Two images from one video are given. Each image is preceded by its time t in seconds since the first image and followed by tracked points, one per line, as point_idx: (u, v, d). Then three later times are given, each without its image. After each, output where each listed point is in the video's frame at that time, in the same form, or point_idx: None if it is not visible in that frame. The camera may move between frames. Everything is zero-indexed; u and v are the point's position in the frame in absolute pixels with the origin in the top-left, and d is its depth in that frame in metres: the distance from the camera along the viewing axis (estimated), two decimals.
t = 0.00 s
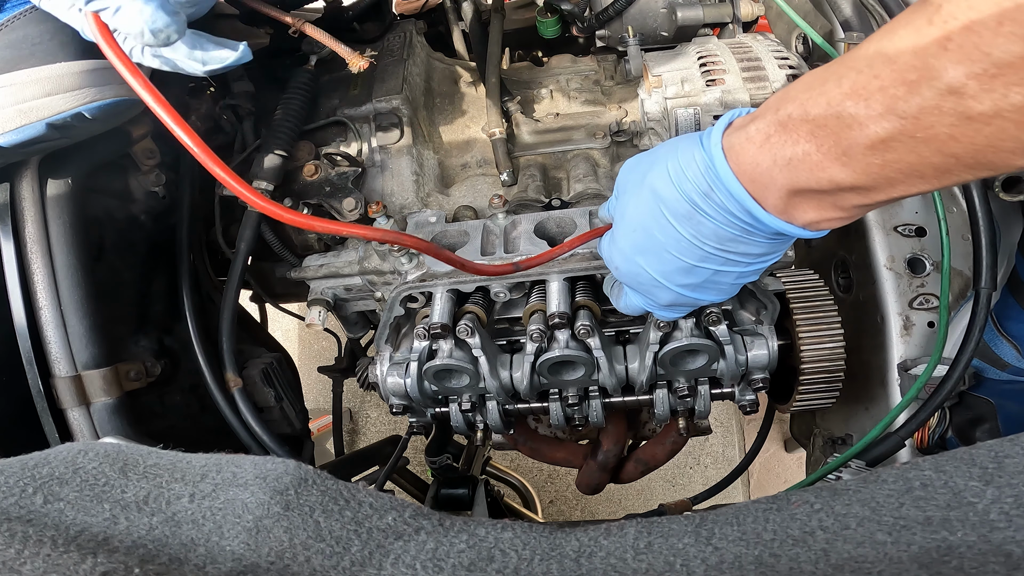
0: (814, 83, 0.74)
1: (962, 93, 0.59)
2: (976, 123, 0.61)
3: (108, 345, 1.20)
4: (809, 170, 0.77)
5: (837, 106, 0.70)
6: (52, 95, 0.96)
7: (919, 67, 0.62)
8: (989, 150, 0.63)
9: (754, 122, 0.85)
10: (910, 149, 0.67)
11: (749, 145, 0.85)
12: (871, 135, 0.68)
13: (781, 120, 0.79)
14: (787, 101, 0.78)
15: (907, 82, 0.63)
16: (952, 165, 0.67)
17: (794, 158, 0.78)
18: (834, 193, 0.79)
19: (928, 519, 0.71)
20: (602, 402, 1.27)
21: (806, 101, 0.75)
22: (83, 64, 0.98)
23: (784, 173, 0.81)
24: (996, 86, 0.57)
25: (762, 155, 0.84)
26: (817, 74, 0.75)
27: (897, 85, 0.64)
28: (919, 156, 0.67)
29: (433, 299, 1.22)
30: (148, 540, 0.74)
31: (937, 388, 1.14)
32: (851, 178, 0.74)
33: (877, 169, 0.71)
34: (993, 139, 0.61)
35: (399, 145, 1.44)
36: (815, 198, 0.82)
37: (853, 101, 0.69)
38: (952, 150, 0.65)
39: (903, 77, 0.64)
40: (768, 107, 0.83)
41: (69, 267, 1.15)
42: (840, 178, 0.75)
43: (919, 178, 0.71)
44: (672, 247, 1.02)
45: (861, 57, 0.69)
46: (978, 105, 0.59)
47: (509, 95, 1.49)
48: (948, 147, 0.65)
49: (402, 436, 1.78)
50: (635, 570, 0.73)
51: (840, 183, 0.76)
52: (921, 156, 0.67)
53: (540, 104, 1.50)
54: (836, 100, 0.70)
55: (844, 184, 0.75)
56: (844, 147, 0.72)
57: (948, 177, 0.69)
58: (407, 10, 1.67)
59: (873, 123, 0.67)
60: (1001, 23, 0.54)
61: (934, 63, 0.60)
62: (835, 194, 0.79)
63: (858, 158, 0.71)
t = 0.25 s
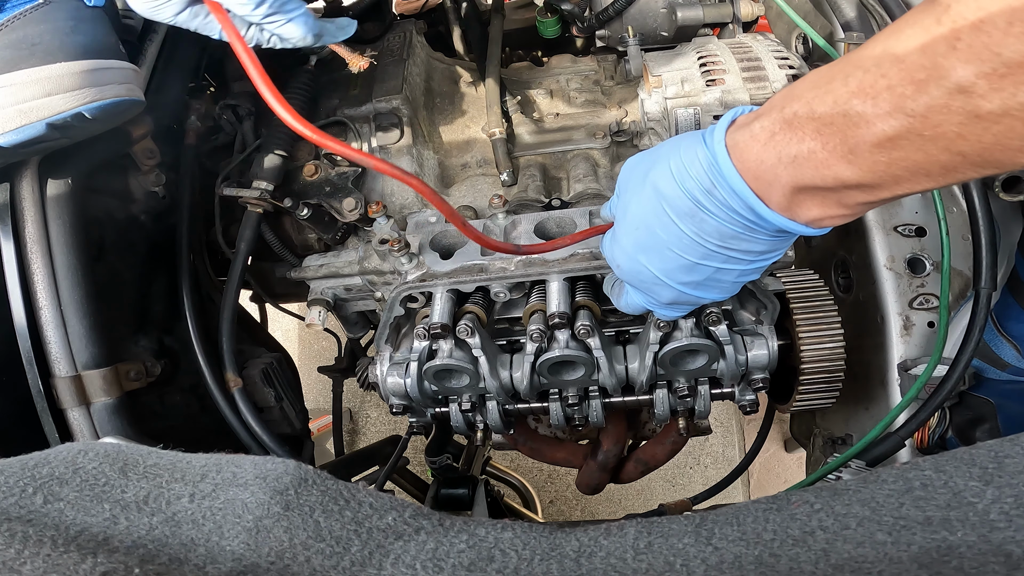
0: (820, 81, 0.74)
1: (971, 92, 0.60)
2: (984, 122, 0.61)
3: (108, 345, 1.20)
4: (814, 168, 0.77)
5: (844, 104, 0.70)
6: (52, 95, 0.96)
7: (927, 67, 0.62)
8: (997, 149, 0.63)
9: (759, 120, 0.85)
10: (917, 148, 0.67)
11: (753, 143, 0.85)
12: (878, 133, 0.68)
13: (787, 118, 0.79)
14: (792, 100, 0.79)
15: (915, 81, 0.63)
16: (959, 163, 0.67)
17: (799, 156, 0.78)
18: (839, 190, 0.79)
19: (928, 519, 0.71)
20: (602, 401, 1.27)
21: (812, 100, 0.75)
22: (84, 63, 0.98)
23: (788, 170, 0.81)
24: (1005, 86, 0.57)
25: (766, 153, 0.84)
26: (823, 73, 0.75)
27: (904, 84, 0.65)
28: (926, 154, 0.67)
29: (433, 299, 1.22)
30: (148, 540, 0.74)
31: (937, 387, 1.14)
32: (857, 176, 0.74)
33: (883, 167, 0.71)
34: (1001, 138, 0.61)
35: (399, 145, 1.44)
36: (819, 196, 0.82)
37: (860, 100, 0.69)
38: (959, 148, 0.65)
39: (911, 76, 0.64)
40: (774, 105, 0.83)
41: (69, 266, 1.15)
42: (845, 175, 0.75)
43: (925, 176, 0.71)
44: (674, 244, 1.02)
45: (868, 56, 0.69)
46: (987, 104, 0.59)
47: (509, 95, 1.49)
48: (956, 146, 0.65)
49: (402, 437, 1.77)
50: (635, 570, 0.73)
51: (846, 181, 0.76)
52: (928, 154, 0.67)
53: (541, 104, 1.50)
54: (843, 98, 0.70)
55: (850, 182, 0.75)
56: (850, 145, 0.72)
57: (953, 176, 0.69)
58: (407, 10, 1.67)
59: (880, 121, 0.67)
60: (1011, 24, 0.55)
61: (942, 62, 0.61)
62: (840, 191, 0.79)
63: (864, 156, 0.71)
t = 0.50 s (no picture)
0: (818, 77, 0.74)
1: (966, 88, 0.60)
2: (978, 118, 0.61)
3: (108, 345, 1.20)
4: (812, 163, 0.77)
5: (841, 101, 0.70)
6: (51, 94, 0.96)
7: (923, 63, 0.62)
8: (991, 145, 0.63)
9: (757, 116, 0.85)
10: (914, 144, 0.67)
11: (751, 139, 0.85)
12: (874, 130, 0.68)
13: (785, 115, 0.79)
14: (791, 96, 0.78)
15: (911, 78, 0.63)
16: (955, 159, 0.67)
17: (797, 152, 0.78)
18: (837, 186, 0.79)
19: (928, 519, 0.71)
20: (602, 401, 1.27)
21: (810, 96, 0.75)
22: (84, 64, 0.98)
23: (786, 166, 0.81)
24: (999, 82, 0.57)
25: (764, 149, 0.84)
26: (821, 69, 0.75)
27: (901, 80, 0.64)
28: (922, 150, 0.67)
29: (433, 299, 1.22)
30: (148, 540, 0.74)
31: (937, 387, 1.14)
32: (853, 171, 0.74)
33: (879, 163, 0.71)
34: (996, 134, 0.61)
35: (399, 145, 1.44)
36: (817, 191, 0.82)
37: (857, 96, 0.69)
38: (955, 145, 0.65)
39: (907, 73, 0.64)
40: (772, 101, 0.83)
41: (69, 266, 1.15)
42: (842, 171, 0.75)
43: (921, 171, 0.71)
44: (673, 241, 1.02)
45: (865, 52, 0.69)
46: (981, 100, 0.59)
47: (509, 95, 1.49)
48: (952, 142, 0.65)
49: (402, 437, 1.77)
50: (635, 570, 0.73)
51: (843, 177, 0.75)
52: (925, 150, 0.67)
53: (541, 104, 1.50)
54: (840, 95, 0.70)
55: (847, 178, 0.75)
56: (847, 141, 0.72)
57: (950, 171, 0.69)
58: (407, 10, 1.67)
59: (877, 117, 0.67)
60: (1006, 21, 0.55)
61: (938, 60, 0.61)
62: (837, 187, 0.79)
63: (861, 152, 0.71)
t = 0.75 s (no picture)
0: (822, 77, 0.75)
1: (971, 88, 0.60)
2: (984, 117, 0.61)
3: (109, 345, 1.20)
4: (815, 161, 0.77)
5: (846, 99, 0.70)
6: (51, 94, 0.96)
7: (929, 62, 0.62)
8: (996, 144, 0.63)
9: (760, 115, 0.85)
10: (918, 144, 0.67)
11: (755, 137, 0.85)
12: (878, 128, 0.68)
13: (788, 113, 0.79)
14: (795, 94, 0.79)
15: (916, 76, 0.63)
16: (958, 158, 0.67)
17: (800, 150, 0.78)
18: (839, 185, 0.79)
19: (928, 519, 0.71)
20: (602, 402, 1.27)
21: (814, 95, 0.75)
22: (84, 64, 0.98)
23: (789, 164, 0.81)
24: (1006, 81, 0.57)
25: (767, 146, 0.84)
26: (826, 68, 0.75)
27: (906, 79, 0.64)
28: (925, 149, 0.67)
29: (433, 299, 1.22)
30: (148, 540, 0.74)
31: (937, 387, 1.14)
32: (857, 170, 0.74)
33: (883, 162, 0.71)
34: (1001, 133, 0.61)
35: (399, 145, 1.44)
36: (819, 189, 0.82)
37: (861, 95, 0.69)
38: (959, 144, 0.65)
39: (912, 71, 0.64)
40: (776, 100, 0.83)
41: (70, 266, 1.15)
42: (846, 170, 0.75)
43: (925, 171, 0.70)
44: (674, 238, 1.02)
45: (870, 52, 0.69)
46: (987, 99, 0.59)
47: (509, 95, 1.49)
48: (956, 140, 0.64)
49: (402, 437, 1.77)
50: (635, 570, 0.73)
51: (846, 175, 0.75)
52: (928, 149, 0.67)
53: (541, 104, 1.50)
54: (845, 93, 0.71)
55: (850, 177, 0.75)
56: (851, 139, 0.72)
57: (953, 171, 0.69)
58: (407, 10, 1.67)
59: (881, 116, 0.67)
60: (1012, 20, 0.55)
61: (944, 58, 0.61)
62: (840, 186, 0.79)
63: (864, 150, 0.71)
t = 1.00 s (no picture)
0: (830, 82, 0.74)
1: (982, 97, 0.60)
2: (993, 126, 0.61)
3: (109, 345, 1.20)
4: (821, 167, 0.77)
5: (853, 106, 0.70)
6: (52, 94, 0.96)
7: (939, 70, 0.62)
8: (1004, 153, 0.63)
9: (767, 119, 0.85)
10: (927, 152, 0.68)
11: (761, 141, 0.85)
12: (886, 135, 0.68)
13: (795, 118, 0.79)
14: (802, 99, 0.78)
15: (926, 85, 0.64)
16: (965, 167, 0.67)
17: (807, 155, 0.78)
18: (845, 191, 0.79)
19: (927, 518, 0.71)
20: (602, 401, 1.27)
21: (821, 100, 0.75)
22: (84, 63, 0.98)
23: (795, 169, 0.81)
24: (1016, 91, 0.58)
25: (774, 151, 0.84)
26: (834, 73, 0.75)
27: (915, 87, 0.65)
28: (933, 157, 0.68)
29: (433, 299, 1.22)
30: (148, 540, 0.74)
31: (937, 387, 1.14)
32: (864, 176, 0.74)
33: (890, 168, 0.71)
34: (1009, 142, 0.62)
35: (399, 145, 1.44)
36: (825, 195, 0.82)
37: (870, 101, 0.69)
38: (967, 152, 0.65)
39: (922, 80, 0.64)
40: (783, 104, 0.83)
41: (69, 266, 1.15)
42: (852, 176, 0.75)
43: (931, 179, 0.71)
44: (677, 241, 1.02)
45: (879, 58, 0.69)
46: (996, 108, 0.60)
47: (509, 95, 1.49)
48: (964, 149, 0.65)
49: (401, 436, 1.77)
50: (635, 570, 0.73)
51: (853, 182, 0.75)
52: (936, 156, 0.67)
53: (541, 104, 1.50)
54: (852, 100, 0.70)
55: (856, 183, 0.75)
56: (858, 146, 0.72)
57: (959, 179, 0.70)
58: (407, 10, 1.67)
59: (889, 123, 0.68)
60: None
61: (954, 66, 0.61)
62: (845, 192, 0.79)
63: (871, 157, 0.71)
